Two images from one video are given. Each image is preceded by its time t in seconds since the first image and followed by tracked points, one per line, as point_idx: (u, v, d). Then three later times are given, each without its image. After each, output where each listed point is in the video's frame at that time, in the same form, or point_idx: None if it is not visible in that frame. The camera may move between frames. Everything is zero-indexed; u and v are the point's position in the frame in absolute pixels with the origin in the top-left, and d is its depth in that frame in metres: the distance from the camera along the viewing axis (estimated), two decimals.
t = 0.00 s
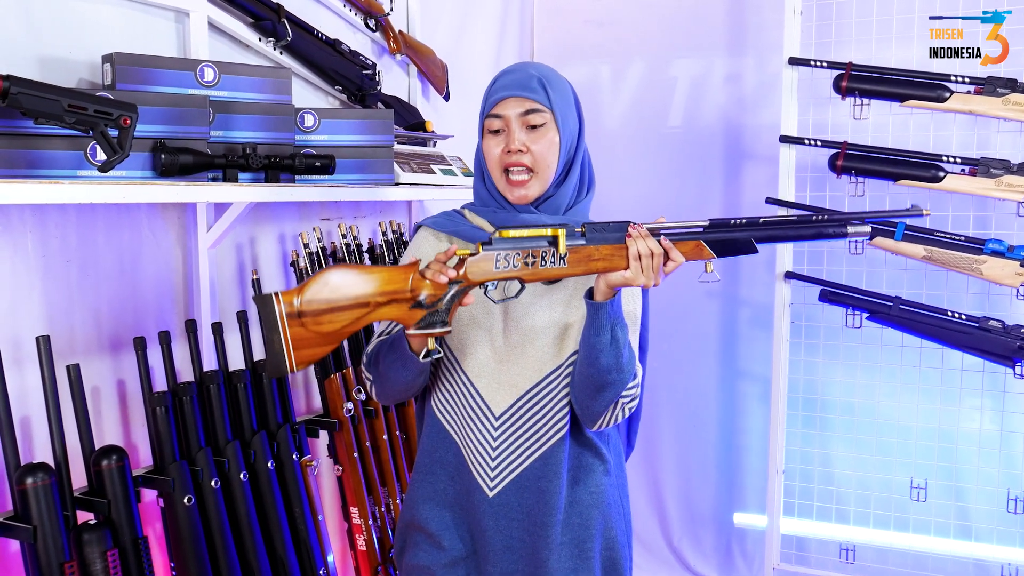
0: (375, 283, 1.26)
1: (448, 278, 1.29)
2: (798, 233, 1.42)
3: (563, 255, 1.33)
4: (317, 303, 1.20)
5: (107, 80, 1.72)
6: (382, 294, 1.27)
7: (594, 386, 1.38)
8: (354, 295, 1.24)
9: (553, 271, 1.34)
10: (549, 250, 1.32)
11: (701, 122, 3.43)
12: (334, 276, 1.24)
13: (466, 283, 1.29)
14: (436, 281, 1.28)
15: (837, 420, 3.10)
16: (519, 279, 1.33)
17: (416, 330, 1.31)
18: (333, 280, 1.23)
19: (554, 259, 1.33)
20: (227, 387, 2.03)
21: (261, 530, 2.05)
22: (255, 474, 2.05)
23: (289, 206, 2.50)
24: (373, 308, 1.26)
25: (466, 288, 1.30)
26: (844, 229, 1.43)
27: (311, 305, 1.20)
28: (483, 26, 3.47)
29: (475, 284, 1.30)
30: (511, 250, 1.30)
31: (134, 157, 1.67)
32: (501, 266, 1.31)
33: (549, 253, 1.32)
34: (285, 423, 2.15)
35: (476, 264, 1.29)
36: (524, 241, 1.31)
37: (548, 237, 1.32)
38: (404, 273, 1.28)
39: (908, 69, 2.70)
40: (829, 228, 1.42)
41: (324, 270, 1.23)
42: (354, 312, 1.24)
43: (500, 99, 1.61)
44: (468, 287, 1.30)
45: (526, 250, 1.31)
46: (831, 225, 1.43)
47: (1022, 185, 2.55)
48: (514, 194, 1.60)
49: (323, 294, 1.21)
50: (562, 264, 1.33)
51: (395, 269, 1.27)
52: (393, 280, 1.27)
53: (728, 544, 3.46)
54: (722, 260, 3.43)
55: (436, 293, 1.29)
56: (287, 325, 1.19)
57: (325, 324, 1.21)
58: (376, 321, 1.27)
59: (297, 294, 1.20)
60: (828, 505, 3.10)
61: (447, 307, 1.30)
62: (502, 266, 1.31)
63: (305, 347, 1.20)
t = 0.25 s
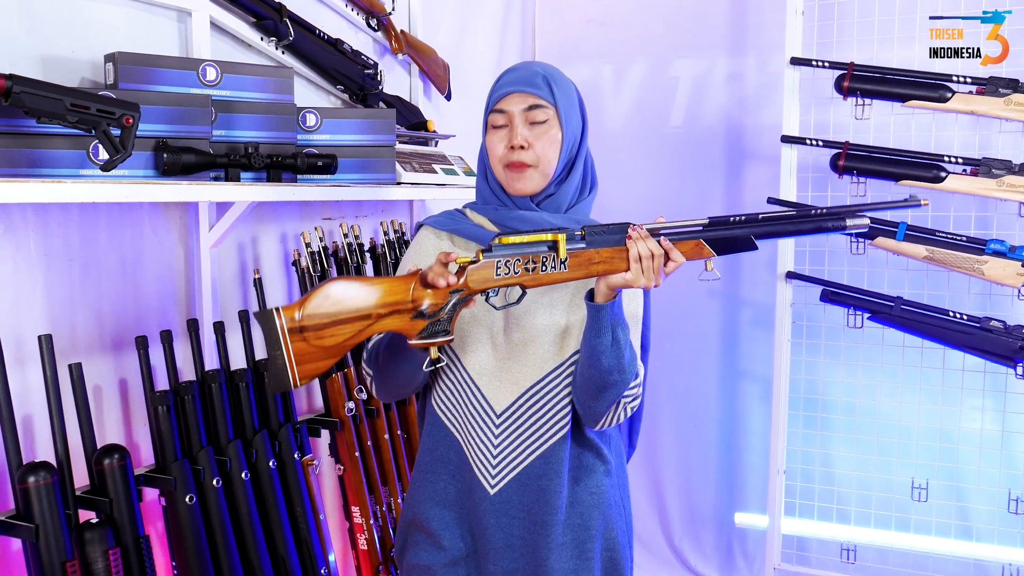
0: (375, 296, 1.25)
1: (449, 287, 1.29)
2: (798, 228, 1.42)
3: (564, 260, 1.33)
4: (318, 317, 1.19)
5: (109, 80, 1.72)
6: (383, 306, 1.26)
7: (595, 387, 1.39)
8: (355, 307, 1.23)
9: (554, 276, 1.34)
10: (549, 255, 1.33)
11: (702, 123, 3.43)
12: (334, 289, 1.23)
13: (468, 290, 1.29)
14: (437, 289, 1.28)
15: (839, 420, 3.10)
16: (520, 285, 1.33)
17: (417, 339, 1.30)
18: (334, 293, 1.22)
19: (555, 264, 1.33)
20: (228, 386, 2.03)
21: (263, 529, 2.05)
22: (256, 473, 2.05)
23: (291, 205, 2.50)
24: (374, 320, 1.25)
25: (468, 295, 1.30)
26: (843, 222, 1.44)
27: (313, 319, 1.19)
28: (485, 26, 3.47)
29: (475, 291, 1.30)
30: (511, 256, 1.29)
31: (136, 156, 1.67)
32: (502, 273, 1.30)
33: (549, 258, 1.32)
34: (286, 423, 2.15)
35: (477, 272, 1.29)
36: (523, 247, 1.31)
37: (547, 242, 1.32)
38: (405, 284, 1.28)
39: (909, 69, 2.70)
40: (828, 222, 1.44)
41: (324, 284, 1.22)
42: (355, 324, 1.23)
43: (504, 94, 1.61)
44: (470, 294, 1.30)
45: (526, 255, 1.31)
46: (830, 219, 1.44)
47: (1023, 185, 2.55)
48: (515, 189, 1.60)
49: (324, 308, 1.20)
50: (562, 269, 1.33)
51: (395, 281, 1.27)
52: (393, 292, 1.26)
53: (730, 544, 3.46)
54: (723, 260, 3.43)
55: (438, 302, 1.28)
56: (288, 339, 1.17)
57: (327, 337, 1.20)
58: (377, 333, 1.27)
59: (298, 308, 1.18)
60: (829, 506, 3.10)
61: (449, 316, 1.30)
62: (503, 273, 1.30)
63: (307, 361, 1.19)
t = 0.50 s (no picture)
0: (374, 300, 1.26)
1: (448, 288, 1.29)
2: (798, 220, 1.39)
3: (563, 258, 1.33)
4: (317, 323, 1.20)
5: (110, 79, 1.72)
6: (382, 310, 1.26)
7: (596, 386, 1.38)
8: (353, 312, 1.24)
9: (553, 274, 1.34)
10: (547, 254, 1.32)
11: (703, 123, 3.43)
12: (333, 294, 1.23)
13: (466, 291, 1.29)
14: (436, 292, 1.28)
15: (839, 421, 3.10)
16: (519, 284, 1.33)
17: (417, 342, 1.32)
18: (332, 298, 1.22)
19: (554, 263, 1.33)
20: (228, 386, 2.03)
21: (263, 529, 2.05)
22: (256, 473, 2.05)
23: (292, 205, 2.50)
24: (373, 324, 1.26)
25: (466, 296, 1.30)
26: (843, 214, 1.40)
27: (311, 326, 1.20)
28: (486, 27, 3.48)
29: (474, 293, 1.30)
30: (509, 256, 1.29)
31: (137, 156, 1.67)
32: (500, 273, 1.30)
33: (548, 257, 1.32)
34: (286, 422, 2.15)
35: (474, 273, 1.29)
36: (521, 246, 1.31)
37: (545, 240, 1.32)
38: (403, 287, 1.28)
39: (910, 70, 2.70)
40: (829, 214, 1.40)
41: (323, 289, 1.23)
42: (354, 329, 1.24)
43: (508, 88, 1.61)
44: (468, 295, 1.30)
45: (523, 255, 1.31)
46: (830, 211, 1.40)
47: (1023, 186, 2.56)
48: (517, 183, 1.59)
49: (323, 313, 1.21)
50: (561, 267, 1.34)
51: (394, 285, 1.27)
52: (391, 296, 1.27)
53: (729, 545, 3.46)
54: (723, 261, 3.43)
55: (437, 304, 1.29)
56: (288, 346, 1.19)
57: (326, 343, 1.21)
58: (376, 336, 1.28)
59: (296, 315, 1.19)
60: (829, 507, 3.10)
61: (448, 318, 1.32)
62: (501, 273, 1.30)
63: (307, 367, 1.21)
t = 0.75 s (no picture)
0: (371, 299, 1.25)
1: (446, 288, 1.28)
2: (798, 223, 1.39)
3: (561, 259, 1.33)
4: (316, 322, 1.19)
5: (109, 80, 1.71)
6: (379, 309, 1.26)
7: (598, 390, 1.38)
8: (351, 311, 1.23)
9: (552, 275, 1.34)
10: (546, 254, 1.33)
11: (702, 125, 3.43)
12: (331, 293, 1.22)
13: (463, 291, 1.29)
14: (434, 292, 1.28)
15: (838, 423, 3.10)
16: (518, 284, 1.34)
17: (416, 342, 1.32)
18: (330, 298, 1.21)
19: (552, 263, 1.33)
20: (227, 387, 2.03)
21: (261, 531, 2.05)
22: (255, 475, 2.05)
23: (291, 206, 2.50)
24: (371, 323, 1.25)
25: (464, 296, 1.30)
26: (843, 217, 1.38)
27: (310, 324, 1.18)
28: (485, 28, 3.48)
29: (473, 293, 1.30)
30: (508, 257, 1.29)
31: (136, 157, 1.67)
32: (499, 274, 1.30)
33: (546, 258, 1.32)
34: (285, 424, 2.16)
35: (472, 273, 1.28)
36: (519, 246, 1.31)
37: (543, 241, 1.32)
38: (401, 287, 1.28)
39: (909, 72, 2.70)
40: (830, 216, 1.38)
41: (320, 289, 1.21)
42: (352, 328, 1.23)
43: (504, 91, 1.61)
44: (466, 296, 1.30)
45: (522, 255, 1.31)
46: (830, 213, 1.38)
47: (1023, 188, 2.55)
48: (513, 187, 1.59)
49: (321, 312, 1.20)
50: (561, 268, 1.33)
51: (391, 284, 1.27)
52: (389, 296, 1.26)
53: (728, 546, 3.46)
54: (723, 262, 3.43)
55: (435, 303, 1.29)
56: (286, 345, 1.17)
57: (325, 342, 1.20)
58: (373, 336, 1.27)
59: (295, 313, 1.18)
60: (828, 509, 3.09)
61: (446, 318, 1.32)
62: (500, 273, 1.30)
63: (305, 366, 1.19)
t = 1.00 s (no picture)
0: (365, 299, 1.25)
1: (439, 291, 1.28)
2: (794, 237, 1.42)
3: (556, 265, 1.33)
4: (308, 320, 1.19)
5: (109, 81, 1.71)
6: (373, 309, 1.26)
7: (593, 397, 1.38)
8: (344, 311, 1.23)
9: (546, 281, 1.34)
10: (541, 260, 1.33)
11: (702, 127, 3.43)
12: (325, 292, 1.23)
13: (457, 295, 1.28)
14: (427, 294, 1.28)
15: (837, 425, 3.10)
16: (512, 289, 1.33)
17: (410, 343, 1.30)
18: (323, 296, 1.22)
19: (547, 269, 1.33)
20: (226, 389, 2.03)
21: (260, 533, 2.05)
22: (253, 476, 2.04)
23: (290, 208, 2.50)
24: (364, 323, 1.25)
25: (458, 300, 1.29)
26: (840, 231, 1.43)
27: (302, 322, 1.19)
28: (485, 30, 3.48)
29: (466, 296, 1.29)
30: (502, 261, 1.29)
31: (135, 158, 1.67)
32: (492, 278, 1.29)
33: (541, 264, 1.32)
34: (284, 425, 2.16)
35: (466, 276, 1.28)
36: (514, 251, 1.31)
37: (539, 247, 1.33)
38: (395, 288, 1.28)
39: (909, 74, 2.70)
40: (826, 231, 1.43)
41: (314, 287, 1.22)
42: (345, 327, 1.23)
43: (498, 97, 1.60)
44: (460, 299, 1.29)
45: (516, 260, 1.31)
46: (827, 227, 1.42)
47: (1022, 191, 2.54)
48: (509, 194, 1.59)
49: (313, 311, 1.20)
50: (555, 274, 1.33)
51: (385, 285, 1.27)
52: (383, 296, 1.27)
53: (727, 548, 3.46)
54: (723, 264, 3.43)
55: (428, 306, 1.29)
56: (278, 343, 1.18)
57: (316, 341, 1.20)
58: (367, 336, 1.27)
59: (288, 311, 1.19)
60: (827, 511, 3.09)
61: (440, 320, 1.30)
62: (494, 277, 1.29)
63: (296, 363, 1.20)
